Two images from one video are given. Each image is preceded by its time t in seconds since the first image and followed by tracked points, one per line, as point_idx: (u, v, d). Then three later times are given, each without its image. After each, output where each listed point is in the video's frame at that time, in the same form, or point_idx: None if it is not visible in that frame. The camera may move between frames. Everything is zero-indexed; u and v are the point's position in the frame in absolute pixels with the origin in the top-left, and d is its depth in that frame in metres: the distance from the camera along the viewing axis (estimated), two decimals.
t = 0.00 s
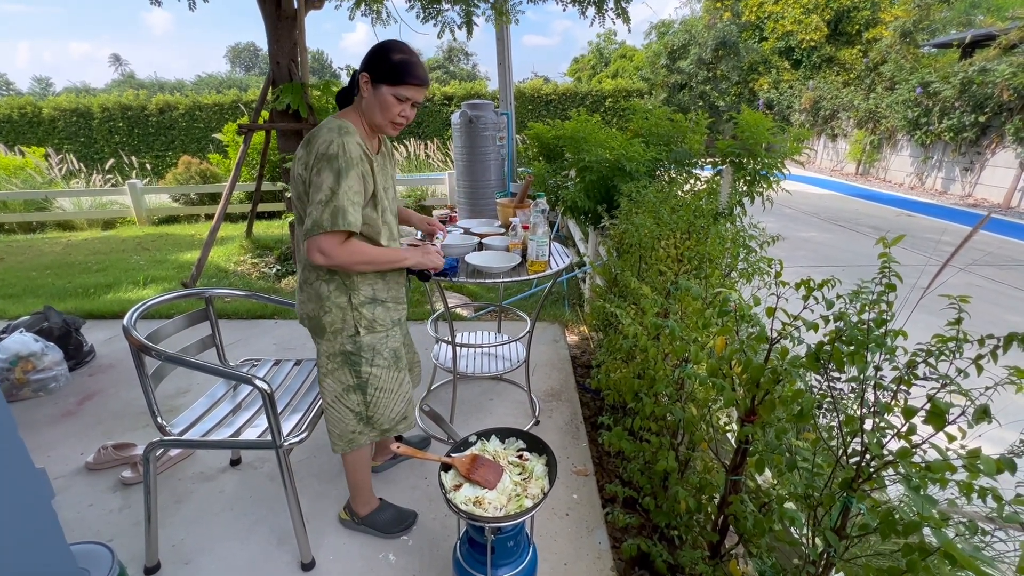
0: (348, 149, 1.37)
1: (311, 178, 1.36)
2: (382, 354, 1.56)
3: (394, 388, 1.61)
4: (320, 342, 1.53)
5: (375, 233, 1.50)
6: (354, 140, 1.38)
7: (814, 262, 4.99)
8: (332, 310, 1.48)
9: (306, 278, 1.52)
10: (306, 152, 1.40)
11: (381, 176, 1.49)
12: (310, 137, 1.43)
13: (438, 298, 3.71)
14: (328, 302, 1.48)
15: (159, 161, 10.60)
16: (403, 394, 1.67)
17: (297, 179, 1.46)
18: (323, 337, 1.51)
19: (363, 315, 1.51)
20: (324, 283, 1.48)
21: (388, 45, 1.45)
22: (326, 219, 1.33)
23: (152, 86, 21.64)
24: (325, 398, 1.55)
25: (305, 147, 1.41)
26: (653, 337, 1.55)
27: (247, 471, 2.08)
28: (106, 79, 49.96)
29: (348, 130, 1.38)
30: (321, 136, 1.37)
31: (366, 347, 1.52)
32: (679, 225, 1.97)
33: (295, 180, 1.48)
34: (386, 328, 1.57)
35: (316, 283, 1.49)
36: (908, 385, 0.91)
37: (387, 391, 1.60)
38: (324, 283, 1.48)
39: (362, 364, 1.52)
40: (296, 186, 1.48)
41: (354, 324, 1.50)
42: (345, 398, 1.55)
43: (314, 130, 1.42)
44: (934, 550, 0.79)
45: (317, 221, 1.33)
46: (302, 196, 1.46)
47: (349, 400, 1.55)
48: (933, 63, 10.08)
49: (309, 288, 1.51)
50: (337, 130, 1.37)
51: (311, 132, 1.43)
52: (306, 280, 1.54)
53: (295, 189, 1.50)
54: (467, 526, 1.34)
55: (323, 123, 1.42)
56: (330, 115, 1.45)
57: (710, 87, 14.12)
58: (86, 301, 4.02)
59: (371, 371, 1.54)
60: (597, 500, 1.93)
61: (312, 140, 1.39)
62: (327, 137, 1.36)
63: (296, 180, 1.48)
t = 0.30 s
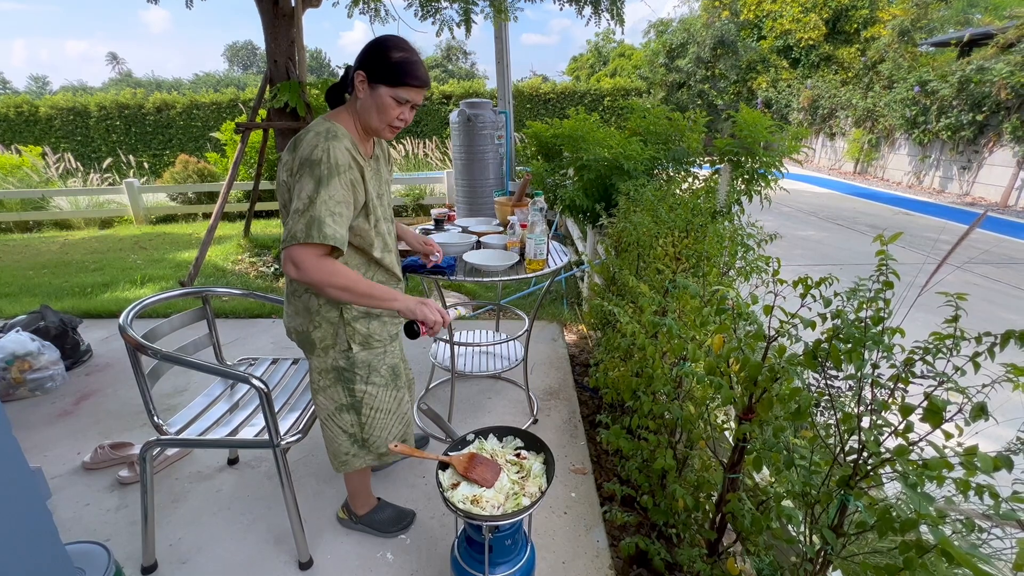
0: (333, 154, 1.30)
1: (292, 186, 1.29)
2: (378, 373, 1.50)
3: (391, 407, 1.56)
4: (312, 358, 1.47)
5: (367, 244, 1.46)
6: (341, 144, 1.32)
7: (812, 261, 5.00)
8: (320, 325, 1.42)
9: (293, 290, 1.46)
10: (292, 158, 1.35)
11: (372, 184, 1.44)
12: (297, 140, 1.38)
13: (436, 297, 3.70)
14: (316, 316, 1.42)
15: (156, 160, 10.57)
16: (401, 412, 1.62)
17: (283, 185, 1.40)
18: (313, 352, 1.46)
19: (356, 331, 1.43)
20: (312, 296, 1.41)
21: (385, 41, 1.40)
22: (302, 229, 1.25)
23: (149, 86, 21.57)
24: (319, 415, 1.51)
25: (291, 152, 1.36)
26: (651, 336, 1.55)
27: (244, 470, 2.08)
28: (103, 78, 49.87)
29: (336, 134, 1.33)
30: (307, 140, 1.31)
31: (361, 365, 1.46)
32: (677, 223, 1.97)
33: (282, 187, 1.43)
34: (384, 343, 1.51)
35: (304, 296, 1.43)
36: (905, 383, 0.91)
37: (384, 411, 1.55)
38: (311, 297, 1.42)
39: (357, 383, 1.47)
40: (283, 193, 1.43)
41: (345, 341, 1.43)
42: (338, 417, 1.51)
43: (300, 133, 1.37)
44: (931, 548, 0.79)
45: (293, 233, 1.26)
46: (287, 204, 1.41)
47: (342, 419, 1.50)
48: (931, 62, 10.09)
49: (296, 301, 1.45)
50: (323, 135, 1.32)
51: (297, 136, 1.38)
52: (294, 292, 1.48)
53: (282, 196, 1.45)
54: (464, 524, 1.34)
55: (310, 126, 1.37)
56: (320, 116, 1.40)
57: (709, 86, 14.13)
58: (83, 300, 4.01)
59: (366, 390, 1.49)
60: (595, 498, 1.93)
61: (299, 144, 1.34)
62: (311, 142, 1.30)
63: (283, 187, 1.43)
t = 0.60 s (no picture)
0: (353, 162, 1.25)
1: (313, 196, 1.21)
2: (374, 381, 1.47)
3: (387, 415, 1.53)
4: (308, 367, 1.44)
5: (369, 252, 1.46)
6: (357, 152, 1.27)
7: (810, 259, 5.01)
8: (318, 334, 1.40)
9: (286, 296, 1.41)
10: (300, 164, 1.25)
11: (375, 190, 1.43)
12: (300, 143, 1.28)
13: (434, 295, 3.70)
14: (312, 325, 1.40)
15: (153, 158, 10.53)
16: (397, 418, 1.59)
17: (283, 191, 1.30)
18: (307, 361, 1.43)
19: (353, 342, 1.40)
20: (309, 304, 1.39)
21: (398, 41, 1.34)
22: (342, 242, 1.18)
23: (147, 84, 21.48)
24: (315, 424, 1.49)
25: (297, 157, 1.26)
26: (650, 334, 1.54)
27: (242, 469, 2.07)
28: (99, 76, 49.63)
29: (351, 141, 1.27)
30: (324, 147, 1.23)
31: (357, 373, 1.43)
32: (676, 221, 1.96)
33: (276, 193, 1.33)
34: (379, 351, 1.46)
35: (300, 304, 1.40)
36: (904, 379, 0.91)
37: (380, 421, 1.52)
38: (312, 307, 1.39)
39: (354, 394, 1.45)
40: (278, 198, 1.33)
41: (344, 351, 1.40)
42: (333, 427, 1.49)
43: (306, 138, 1.28)
44: (929, 544, 0.79)
45: (330, 247, 1.17)
46: (289, 210, 1.32)
47: (338, 429, 1.48)
48: (928, 61, 10.11)
49: (294, 310, 1.41)
50: (338, 143, 1.25)
51: (301, 140, 1.29)
52: (286, 299, 1.43)
53: (276, 202, 1.34)
54: (463, 522, 1.34)
55: (318, 129, 1.28)
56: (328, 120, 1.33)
57: (707, 84, 14.14)
58: (79, 299, 3.99)
59: (362, 400, 1.46)
60: (594, 496, 1.93)
61: (309, 150, 1.25)
62: (330, 150, 1.23)
63: (276, 191, 1.33)
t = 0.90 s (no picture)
0: (381, 183, 1.23)
1: (346, 216, 1.17)
2: (357, 383, 1.46)
3: (366, 417, 1.52)
4: (291, 369, 1.41)
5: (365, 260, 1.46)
6: (382, 171, 1.25)
7: (806, 258, 5.03)
8: (307, 340, 1.39)
9: (278, 299, 1.38)
10: (325, 179, 1.20)
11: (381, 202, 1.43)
12: (323, 156, 1.22)
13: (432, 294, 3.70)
14: (303, 330, 1.38)
15: (149, 157, 10.49)
16: (377, 420, 1.58)
17: (299, 202, 1.24)
18: (290, 366, 1.41)
19: (341, 348, 1.40)
20: (301, 309, 1.37)
21: (421, 60, 1.32)
22: (385, 263, 1.17)
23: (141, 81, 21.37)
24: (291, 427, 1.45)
25: (320, 172, 1.21)
26: (647, 332, 1.55)
27: (240, 468, 2.07)
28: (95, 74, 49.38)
29: (376, 161, 1.25)
30: (352, 166, 1.19)
31: (342, 376, 1.43)
32: (673, 220, 1.98)
33: (287, 200, 1.27)
34: (366, 356, 1.46)
35: (292, 308, 1.37)
36: (897, 378, 0.92)
37: (359, 419, 1.51)
38: (306, 312, 1.37)
39: (337, 395, 1.44)
40: (287, 205, 1.27)
41: (332, 355, 1.40)
42: (313, 428, 1.46)
43: (327, 151, 1.22)
44: (922, 541, 0.80)
45: (375, 268, 1.16)
46: (301, 220, 1.27)
47: (317, 430, 1.46)
48: (924, 60, 10.14)
49: (285, 314, 1.38)
50: (365, 161, 1.22)
51: (321, 152, 1.23)
52: (276, 301, 1.39)
53: (285, 208, 1.28)
54: (461, 521, 1.34)
55: (342, 144, 1.24)
56: (348, 134, 1.28)
57: (704, 83, 14.16)
58: (75, 298, 3.98)
59: (344, 401, 1.45)
60: (591, 494, 1.94)
61: (334, 166, 1.20)
62: (361, 170, 1.20)
63: (287, 199, 1.27)
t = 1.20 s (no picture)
0: (394, 200, 1.21)
1: (358, 231, 1.16)
2: (351, 383, 1.46)
3: (361, 419, 1.52)
4: (281, 368, 1.41)
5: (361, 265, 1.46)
6: (393, 188, 1.24)
7: (804, 257, 5.04)
8: (299, 342, 1.38)
9: (271, 300, 1.37)
10: (337, 193, 1.19)
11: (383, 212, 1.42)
12: (336, 169, 1.20)
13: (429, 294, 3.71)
14: (295, 332, 1.37)
15: (145, 156, 10.44)
16: (371, 421, 1.58)
17: (306, 212, 1.23)
18: (280, 364, 1.41)
19: (334, 351, 1.41)
20: (296, 312, 1.36)
21: (436, 81, 1.32)
22: (400, 280, 1.17)
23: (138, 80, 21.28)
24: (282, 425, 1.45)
25: (332, 184, 1.19)
26: (644, 332, 1.55)
27: (237, 467, 2.07)
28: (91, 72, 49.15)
29: (389, 177, 1.24)
30: (365, 182, 1.18)
31: (335, 376, 1.43)
32: (669, 219, 1.98)
33: (293, 207, 1.25)
34: (360, 356, 1.46)
35: (286, 309, 1.36)
36: (892, 376, 0.92)
37: (353, 418, 1.51)
38: (300, 315, 1.37)
39: (332, 393, 1.45)
40: (292, 211, 1.26)
41: (325, 357, 1.41)
42: (307, 425, 1.46)
43: (340, 164, 1.21)
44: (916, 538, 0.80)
45: (388, 283, 1.16)
46: (306, 229, 1.26)
47: (310, 426, 1.46)
48: (921, 59, 10.15)
49: (279, 315, 1.37)
50: (378, 177, 1.21)
51: (333, 164, 1.21)
52: (269, 301, 1.38)
53: (290, 214, 1.26)
54: (458, 519, 1.34)
55: (355, 160, 1.22)
56: (360, 148, 1.27)
57: (702, 82, 14.16)
58: (71, 297, 3.96)
59: (338, 399, 1.46)
60: (588, 493, 1.94)
61: (347, 180, 1.18)
62: (374, 187, 1.18)
63: (293, 206, 1.25)
